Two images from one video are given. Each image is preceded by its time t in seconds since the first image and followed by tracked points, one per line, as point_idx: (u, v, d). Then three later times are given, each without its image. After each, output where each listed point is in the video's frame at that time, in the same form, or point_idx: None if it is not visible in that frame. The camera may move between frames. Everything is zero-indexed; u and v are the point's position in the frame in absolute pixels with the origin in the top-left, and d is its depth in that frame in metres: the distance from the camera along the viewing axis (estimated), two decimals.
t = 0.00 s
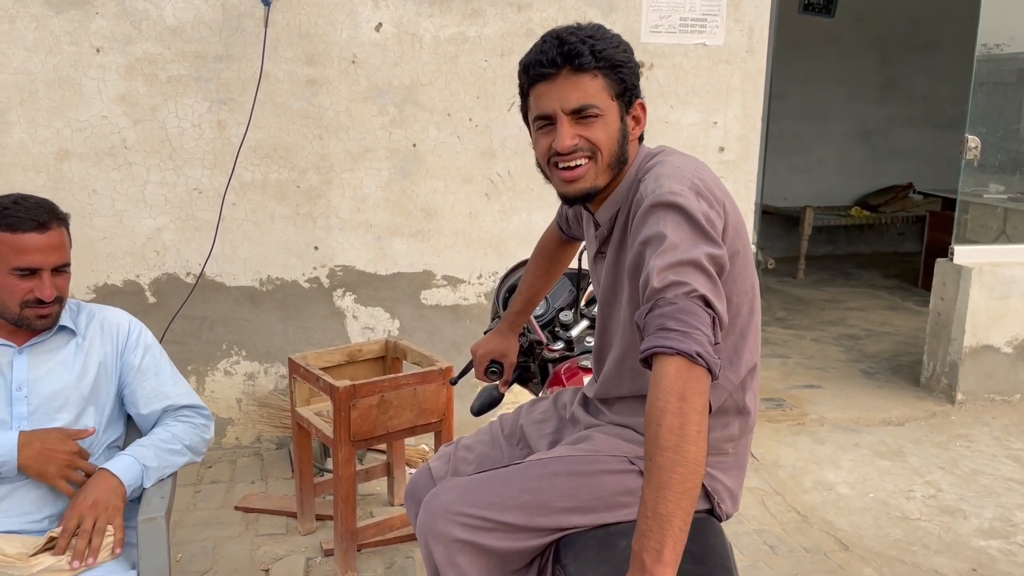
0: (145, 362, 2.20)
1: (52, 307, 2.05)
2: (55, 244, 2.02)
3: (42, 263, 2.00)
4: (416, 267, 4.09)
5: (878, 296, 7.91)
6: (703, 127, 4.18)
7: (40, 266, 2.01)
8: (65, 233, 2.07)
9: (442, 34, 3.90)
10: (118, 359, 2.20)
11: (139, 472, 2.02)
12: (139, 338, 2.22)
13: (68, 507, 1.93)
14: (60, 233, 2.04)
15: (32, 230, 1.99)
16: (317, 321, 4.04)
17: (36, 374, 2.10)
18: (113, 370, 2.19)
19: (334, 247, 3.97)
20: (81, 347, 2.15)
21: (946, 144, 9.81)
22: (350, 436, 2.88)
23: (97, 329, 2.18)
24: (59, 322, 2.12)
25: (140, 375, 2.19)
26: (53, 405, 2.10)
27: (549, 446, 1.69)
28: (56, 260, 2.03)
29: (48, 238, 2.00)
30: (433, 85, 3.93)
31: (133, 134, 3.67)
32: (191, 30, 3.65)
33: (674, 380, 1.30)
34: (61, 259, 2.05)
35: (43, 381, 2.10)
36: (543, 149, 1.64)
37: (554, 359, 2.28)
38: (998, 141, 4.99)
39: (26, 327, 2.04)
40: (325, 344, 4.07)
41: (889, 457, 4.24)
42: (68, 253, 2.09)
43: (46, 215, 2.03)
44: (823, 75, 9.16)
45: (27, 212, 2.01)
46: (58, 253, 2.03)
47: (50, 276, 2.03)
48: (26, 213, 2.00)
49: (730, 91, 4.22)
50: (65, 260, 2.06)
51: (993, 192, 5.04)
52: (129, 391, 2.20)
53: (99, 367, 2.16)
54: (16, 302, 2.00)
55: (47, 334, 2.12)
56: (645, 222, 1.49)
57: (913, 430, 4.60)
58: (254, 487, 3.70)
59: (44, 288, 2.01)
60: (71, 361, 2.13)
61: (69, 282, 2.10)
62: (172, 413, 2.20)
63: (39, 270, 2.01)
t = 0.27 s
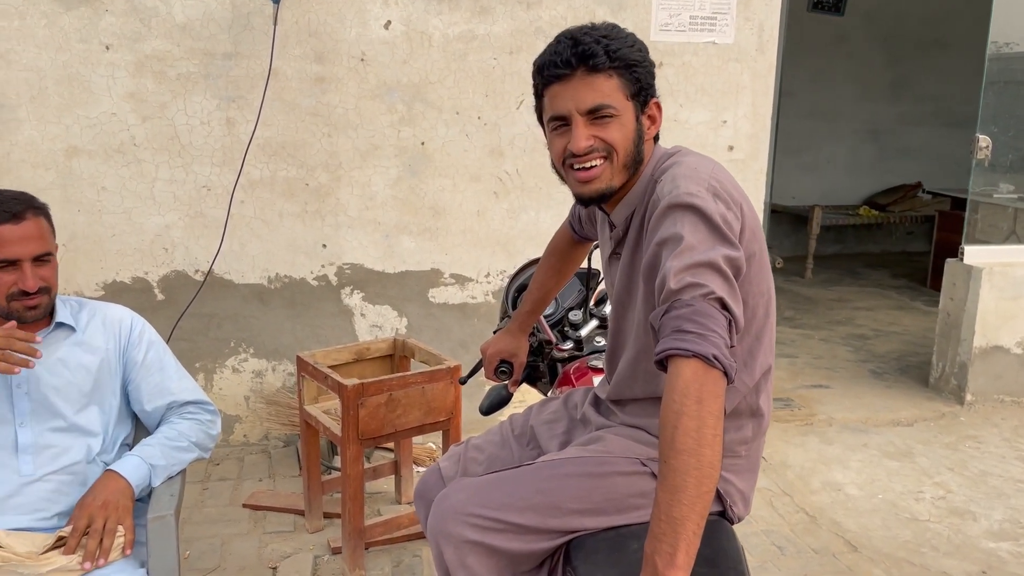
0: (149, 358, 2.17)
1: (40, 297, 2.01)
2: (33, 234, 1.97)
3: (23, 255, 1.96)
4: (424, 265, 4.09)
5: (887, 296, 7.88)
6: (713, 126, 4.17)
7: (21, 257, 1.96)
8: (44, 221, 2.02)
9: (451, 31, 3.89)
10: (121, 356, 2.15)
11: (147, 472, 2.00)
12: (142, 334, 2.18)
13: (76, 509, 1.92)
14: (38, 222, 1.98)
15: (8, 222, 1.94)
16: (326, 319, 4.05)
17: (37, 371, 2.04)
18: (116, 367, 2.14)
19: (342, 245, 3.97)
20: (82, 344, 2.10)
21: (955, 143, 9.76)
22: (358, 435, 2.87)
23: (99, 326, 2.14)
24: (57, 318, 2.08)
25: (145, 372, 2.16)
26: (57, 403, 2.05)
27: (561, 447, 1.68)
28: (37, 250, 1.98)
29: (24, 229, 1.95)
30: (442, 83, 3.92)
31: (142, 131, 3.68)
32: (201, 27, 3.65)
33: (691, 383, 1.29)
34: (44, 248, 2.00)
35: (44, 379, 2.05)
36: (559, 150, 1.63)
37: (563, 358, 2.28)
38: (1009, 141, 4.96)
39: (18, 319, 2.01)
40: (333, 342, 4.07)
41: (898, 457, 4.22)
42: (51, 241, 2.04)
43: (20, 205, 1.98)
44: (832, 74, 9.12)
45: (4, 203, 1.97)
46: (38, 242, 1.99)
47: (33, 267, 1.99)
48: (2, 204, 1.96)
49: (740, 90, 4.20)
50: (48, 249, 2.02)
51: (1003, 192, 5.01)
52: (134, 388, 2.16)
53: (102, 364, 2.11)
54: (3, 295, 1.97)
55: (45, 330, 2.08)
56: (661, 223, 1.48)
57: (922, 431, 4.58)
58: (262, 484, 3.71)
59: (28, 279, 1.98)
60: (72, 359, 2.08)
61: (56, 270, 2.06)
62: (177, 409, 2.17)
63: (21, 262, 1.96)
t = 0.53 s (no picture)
0: (153, 346, 2.01)
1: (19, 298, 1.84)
2: None
3: None
4: (438, 265, 4.10)
5: (901, 297, 7.84)
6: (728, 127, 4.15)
7: None
8: (15, 217, 1.83)
9: (467, 32, 3.90)
10: (126, 346, 2.00)
11: (151, 466, 1.90)
12: (146, 321, 2.02)
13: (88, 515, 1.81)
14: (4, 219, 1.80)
15: None
16: (341, 318, 4.07)
17: (46, 368, 1.91)
18: (122, 357, 1.99)
19: (357, 245, 3.99)
20: (86, 336, 1.95)
21: (972, 144, 9.69)
22: (374, 434, 2.89)
23: (103, 316, 1.99)
24: (59, 315, 1.92)
25: (149, 361, 2.00)
26: (67, 397, 1.92)
27: (578, 450, 1.69)
28: (6, 249, 1.80)
29: None
30: (458, 84, 3.93)
31: (160, 130, 3.70)
32: (219, 27, 3.67)
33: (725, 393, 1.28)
34: (15, 246, 1.82)
35: (51, 373, 1.91)
36: (584, 150, 1.63)
37: (580, 360, 2.30)
38: None
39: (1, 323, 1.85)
40: (347, 341, 4.09)
41: (913, 460, 4.19)
42: (27, 238, 1.86)
43: None
44: (847, 74, 9.07)
45: None
46: (7, 240, 1.80)
47: (5, 267, 1.81)
48: None
49: (756, 91, 4.19)
50: (21, 246, 1.83)
51: (1020, 194, 4.97)
52: (139, 377, 2.01)
53: (106, 355, 1.97)
54: None
55: (47, 328, 1.92)
56: (689, 230, 1.47)
57: (937, 433, 4.56)
58: (277, 482, 3.73)
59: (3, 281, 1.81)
60: (77, 351, 1.94)
61: (37, 266, 1.87)
62: (180, 399, 2.02)
63: None
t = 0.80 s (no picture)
0: (190, 349, 2.05)
1: (58, 292, 1.86)
2: (37, 230, 1.83)
3: (29, 253, 1.83)
4: (463, 264, 4.10)
5: (926, 299, 7.76)
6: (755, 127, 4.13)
7: (29, 257, 1.83)
8: (53, 214, 1.87)
9: (494, 31, 3.90)
10: (164, 347, 2.05)
11: (186, 471, 1.89)
12: (184, 324, 2.07)
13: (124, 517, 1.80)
14: (41, 217, 1.84)
15: (9, 222, 1.81)
16: (366, 317, 4.09)
17: (87, 365, 1.95)
18: (160, 358, 2.03)
19: (383, 243, 4.01)
20: (127, 335, 2.00)
21: (998, 145, 9.57)
22: (401, 433, 2.90)
23: (143, 317, 2.04)
24: (100, 313, 1.97)
25: (185, 364, 2.05)
26: (107, 395, 1.95)
27: (613, 452, 1.70)
28: (44, 245, 1.84)
29: (25, 227, 1.82)
30: (484, 83, 3.93)
31: (189, 129, 3.73)
32: (248, 27, 3.69)
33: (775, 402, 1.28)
34: (53, 242, 1.86)
35: (93, 371, 1.95)
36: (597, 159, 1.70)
37: (609, 361, 2.29)
38: None
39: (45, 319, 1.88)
40: (372, 339, 4.11)
41: (940, 464, 4.15)
42: (66, 235, 1.89)
43: (21, 203, 1.84)
44: (872, 73, 8.98)
45: (6, 205, 1.84)
46: (43, 238, 1.84)
47: (43, 264, 1.85)
48: (4, 206, 1.84)
49: (783, 91, 4.16)
50: (59, 242, 1.87)
51: None
52: (176, 380, 2.05)
53: (145, 355, 2.01)
54: (22, 295, 1.86)
55: (89, 326, 1.97)
56: (732, 236, 1.46)
57: (964, 437, 4.51)
58: (302, 479, 3.75)
59: (42, 277, 1.84)
60: (118, 350, 1.98)
61: (76, 262, 1.91)
62: (214, 401, 2.06)
63: (29, 260, 1.83)
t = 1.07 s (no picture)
0: (237, 346, 2.12)
1: (110, 287, 1.92)
2: (94, 224, 1.89)
3: (87, 246, 1.88)
4: (496, 262, 4.11)
5: (960, 301, 7.64)
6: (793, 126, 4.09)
7: (86, 250, 1.89)
8: (111, 210, 1.94)
9: (530, 29, 3.89)
10: (212, 344, 2.11)
11: (236, 465, 1.95)
12: (232, 322, 2.13)
13: (174, 509, 1.85)
14: (99, 212, 1.90)
15: (69, 216, 1.88)
16: (399, 313, 4.11)
17: (137, 360, 1.99)
18: (208, 355, 2.09)
19: (417, 241, 4.02)
20: (177, 332, 2.05)
21: None
22: (437, 430, 2.91)
23: (191, 315, 2.09)
24: (151, 309, 2.03)
25: (233, 361, 2.11)
26: (157, 390, 2.00)
27: (658, 453, 1.69)
28: (100, 239, 1.89)
29: (83, 220, 1.88)
30: (520, 81, 3.93)
31: (228, 126, 3.77)
32: (287, 25, 3.72)
33: (830, 403, 1.26)
34: (109, 237, 1.92)
35: (143, 366, 2.00)
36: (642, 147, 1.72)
37: (650, 361, 2.28)
38: None
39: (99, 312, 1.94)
40: (405, 336, 4.13)
41: (977, 469, 4.09)
42: (122, 230, 1.96)
43: (80, 198, 1.91)
44: (907, 72, 8.85)
45: (66, 199, 1.91)
46: (100, 232, 1.90)
47: (99, 257, 1.90)
48: (64, 200, 1.91)
49: (821, 90, 4.12)
50: (115, 237, 1.92)
51: None
52: (223, 377, 2.11)
53: (194, 351, 2.06)
54: (77, 289, 1.92)
55: (140, 321, 2.02)
56: (789, 236, 1.45)
57: (1002, 442, 4.44)
58: (336, 474, 3.78)
59: (97, 270, 1.90)
60: (168, 346, 2.03)
61: (131, 257, 1.96)
62: (260, 398, 2.12)
63: (86, 253, 1.89)
